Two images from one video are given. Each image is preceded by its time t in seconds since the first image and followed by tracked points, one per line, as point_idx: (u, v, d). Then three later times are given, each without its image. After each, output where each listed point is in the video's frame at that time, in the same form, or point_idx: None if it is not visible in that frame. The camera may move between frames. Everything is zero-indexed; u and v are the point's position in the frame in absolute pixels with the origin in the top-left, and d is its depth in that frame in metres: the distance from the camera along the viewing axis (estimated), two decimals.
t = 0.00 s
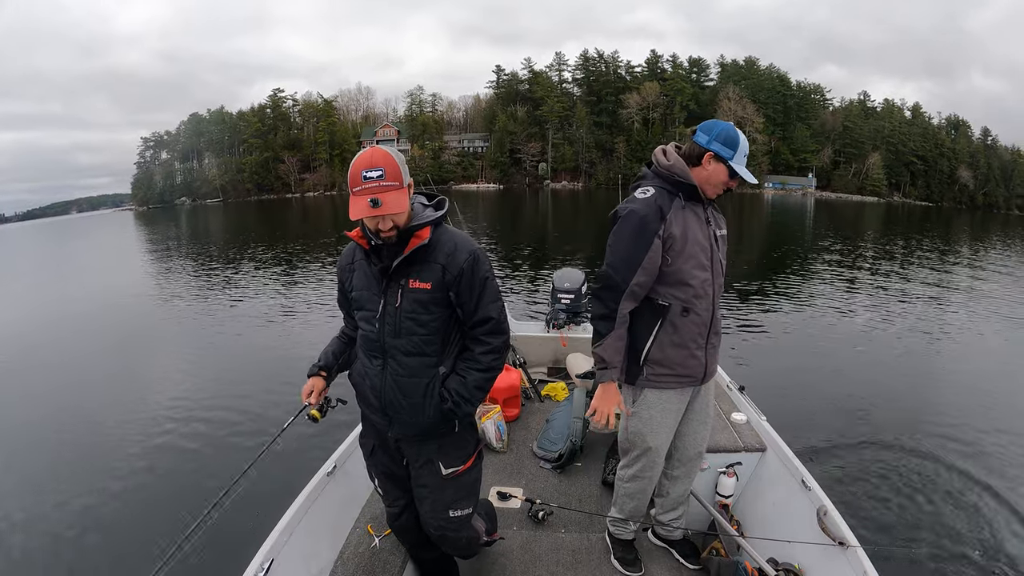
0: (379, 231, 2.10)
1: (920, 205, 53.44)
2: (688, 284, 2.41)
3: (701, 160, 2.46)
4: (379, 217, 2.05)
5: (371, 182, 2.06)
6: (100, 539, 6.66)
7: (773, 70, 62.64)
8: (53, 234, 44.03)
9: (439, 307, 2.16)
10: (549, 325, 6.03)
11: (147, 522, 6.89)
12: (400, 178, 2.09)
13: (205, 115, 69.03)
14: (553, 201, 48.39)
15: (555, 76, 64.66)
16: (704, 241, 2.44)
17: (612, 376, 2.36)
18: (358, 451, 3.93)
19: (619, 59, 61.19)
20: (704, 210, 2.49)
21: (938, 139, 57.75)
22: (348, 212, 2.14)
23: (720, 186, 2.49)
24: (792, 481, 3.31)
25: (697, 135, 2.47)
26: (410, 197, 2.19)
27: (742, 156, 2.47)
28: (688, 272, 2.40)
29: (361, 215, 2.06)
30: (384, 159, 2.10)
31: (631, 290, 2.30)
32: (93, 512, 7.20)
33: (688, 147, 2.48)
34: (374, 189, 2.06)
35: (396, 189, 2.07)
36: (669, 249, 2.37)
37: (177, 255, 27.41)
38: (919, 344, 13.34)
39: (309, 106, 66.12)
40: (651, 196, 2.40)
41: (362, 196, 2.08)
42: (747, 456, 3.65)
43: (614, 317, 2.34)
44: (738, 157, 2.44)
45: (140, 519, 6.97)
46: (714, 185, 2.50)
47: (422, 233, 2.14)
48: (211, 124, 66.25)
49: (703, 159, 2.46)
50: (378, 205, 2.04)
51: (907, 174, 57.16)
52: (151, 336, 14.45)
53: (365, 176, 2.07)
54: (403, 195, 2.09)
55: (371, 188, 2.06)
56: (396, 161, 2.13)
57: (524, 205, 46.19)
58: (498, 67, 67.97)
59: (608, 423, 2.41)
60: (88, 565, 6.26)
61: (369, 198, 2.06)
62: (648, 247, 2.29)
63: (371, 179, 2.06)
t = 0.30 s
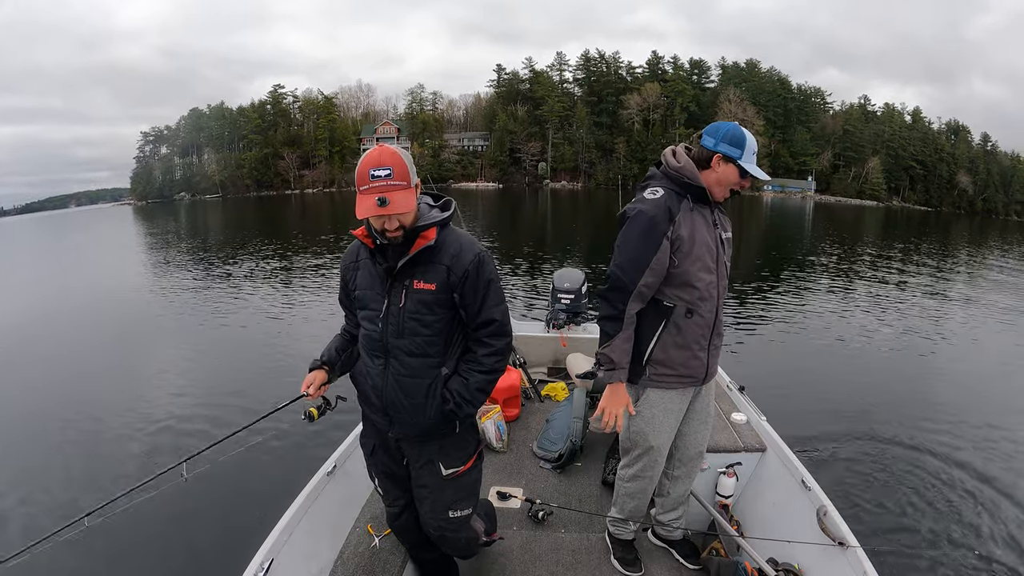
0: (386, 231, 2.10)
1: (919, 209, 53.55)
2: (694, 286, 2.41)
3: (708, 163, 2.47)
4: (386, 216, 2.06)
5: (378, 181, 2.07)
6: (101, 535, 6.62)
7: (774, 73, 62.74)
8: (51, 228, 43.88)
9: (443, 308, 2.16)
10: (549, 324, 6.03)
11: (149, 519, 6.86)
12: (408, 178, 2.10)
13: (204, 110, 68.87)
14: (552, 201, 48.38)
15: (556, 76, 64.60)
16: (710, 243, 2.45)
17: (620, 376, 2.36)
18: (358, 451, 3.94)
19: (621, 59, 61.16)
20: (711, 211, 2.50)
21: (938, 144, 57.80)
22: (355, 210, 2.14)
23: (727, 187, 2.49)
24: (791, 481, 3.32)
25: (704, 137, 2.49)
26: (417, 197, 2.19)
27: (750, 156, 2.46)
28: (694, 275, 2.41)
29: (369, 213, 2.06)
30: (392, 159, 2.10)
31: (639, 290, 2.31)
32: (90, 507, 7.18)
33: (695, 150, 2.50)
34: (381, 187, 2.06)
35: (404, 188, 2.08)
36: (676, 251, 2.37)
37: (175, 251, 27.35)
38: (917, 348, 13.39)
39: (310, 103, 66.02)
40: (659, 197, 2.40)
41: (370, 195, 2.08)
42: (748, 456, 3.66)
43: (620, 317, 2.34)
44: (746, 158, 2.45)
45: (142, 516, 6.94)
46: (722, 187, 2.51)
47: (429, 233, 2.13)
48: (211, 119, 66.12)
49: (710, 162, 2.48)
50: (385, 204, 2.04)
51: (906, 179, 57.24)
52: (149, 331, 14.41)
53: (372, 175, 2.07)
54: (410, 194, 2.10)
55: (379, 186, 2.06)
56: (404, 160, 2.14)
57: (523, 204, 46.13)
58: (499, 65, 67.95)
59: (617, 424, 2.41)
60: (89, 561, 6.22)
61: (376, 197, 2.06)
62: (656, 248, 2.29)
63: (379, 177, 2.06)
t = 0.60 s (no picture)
0: (386, 229, 2.10)
1: (918, 209, 53.57)
2: (686, 286, 2.41)
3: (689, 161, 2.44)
4: (388, 213, 2.05)
5: (380, 179, 2.06)
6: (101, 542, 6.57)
7: (773, 74, 62.82)
8: (51, 230, 43.86)
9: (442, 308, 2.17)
10: (549, 324, 6.03)
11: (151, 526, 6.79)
12: (409, 176, 2.10)
13: (204, 112, 68.88)
14: (552, 202, 48.36)
15: (555, 77, 64.64)
16: (706, 245, 2.43)
17: (605, 360, 2.44)
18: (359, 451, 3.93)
19: (619, 60, 61.17)
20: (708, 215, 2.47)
21: (937, 143, 57.80)
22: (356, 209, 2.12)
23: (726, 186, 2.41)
24: (791, 481, 3.32)
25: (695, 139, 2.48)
26: (417, 196, 2.19)
27: (726, 147, 2.32)
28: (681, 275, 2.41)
29: (369, 211, 2.06)
30: (394, 158, 2.11)
31: (621, 283, 2.38)
32: (91, 510, 7.17)
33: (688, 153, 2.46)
34: (383, 186, 2.06)
35: (405, 187, 2.08)
36: (664, 250, 2.39)
37: (175, 253, 27.36)
38: (917, 347, 13.38)
39: (308, 104, 66.05)
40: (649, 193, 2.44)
41: (371, 193, 2.08)
42: (747, 456, 3.66)
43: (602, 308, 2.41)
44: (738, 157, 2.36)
45: (142, 520, 6.89)
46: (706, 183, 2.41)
47: (427, 232, 2.13)
48: (210, 121, 66.13)
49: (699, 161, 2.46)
50: (387, 202, 2.05)
51: (905, 178, 57.28)
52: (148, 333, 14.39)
53: (375, 173, 2.07)
54: (412, 193, 2.10)
55: (380, 184, 2.06)
56: (405, 160, 2.14)
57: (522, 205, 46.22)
58: (497, 67, 68.02)
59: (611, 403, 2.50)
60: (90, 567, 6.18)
61: (378, 194, 2.06)
62: (641, 245, 2.33)
63: (380, 175, 2.06)
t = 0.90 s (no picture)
0: (381, 229, 2.10)
1: (917, 206, 53.62)
2: (662, 294, 2.47)
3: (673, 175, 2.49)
4: (383, 213, 2.05)
5: (374, 180, 2.06)
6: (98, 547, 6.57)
7: (770, 73, 62.91)
8: (50, 236, 43.86)
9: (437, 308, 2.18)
10: (549, 324, 6.04)
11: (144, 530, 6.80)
12: (403, 177, 2.09)
13: (202, 117, 68.96)
14: (551, 203, 48.38)
15: (553, 78, 64.72)
16: (686, 257, 2.43)
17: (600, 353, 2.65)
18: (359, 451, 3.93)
19: (617, 60, 61.23)
20: (696, 230, 2.45)
21: (935, 140, 57.79)
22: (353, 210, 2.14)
23: (709, 200, 2.37)
24: (792, 481, 3.31)
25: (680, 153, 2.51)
26: (412, 196, 2.18)
27: (702, 158, 2.33)
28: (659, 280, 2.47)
29: (365, 211, 2.06)
30: (387, 157, 2.10)
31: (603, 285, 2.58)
32: (92, 514, 7.17)
33: (672, 168, 2.50)
34: (378, 186, 2.05)
35: (399, 187, 2.07)
36: (643, 259, 2.48)
37: (174, 257, 27.40)
38: (918, 344, 13.36)
39: (306, 107, 66.15)
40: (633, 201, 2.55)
41: (366, 194, 2.08)
42: (747, 456, 3.65)
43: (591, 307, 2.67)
44: (717, 170, 2.34)
45: (140, 526, 6.87)
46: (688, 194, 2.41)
47: (423, 232, 2.13)
48: (208, 126, 66.18)
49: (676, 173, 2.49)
50: (381, 202, 2.04)
51: (904, 176, 57.33)
52: (149, 337, 14.40)
53: (369, 174, 2.07)
54: (406, 193, 2.09)
55: (375, 185, 2.06)
56: (399, 159, 2.13)
57: (521, 207, 46.31)
58: (494, 68, 68.08)
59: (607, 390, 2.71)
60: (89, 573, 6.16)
61: (373, 195, 2.05)
62: (618, 252, 2.51)
63: (375, 176, 2.06)
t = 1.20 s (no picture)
0: (379, 230, 2.10)
1: (916, 206, 53.62)
2: (656, 321, 2.50)
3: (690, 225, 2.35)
4: (381, 215, 2.05)
5: (371, 181, 2.06)
6: (90, 550, 6.51)
7: (769, 72, 62.93)
8: (49, 237, 43.79)
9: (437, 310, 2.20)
10: (549, 325, 6.04)
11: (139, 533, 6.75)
12: (400, 177, 2.09)
13: (202, 117, 68.88)
14: (549, 203, 48.36)
15: (552, 77, 64.69)
16: (685, 298, 2.43)
17: (606, 378, 2.53)
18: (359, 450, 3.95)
19: (616, 60, 61.20)
20: (701, 274, 2.40)
21: (934, 140, 57.76)
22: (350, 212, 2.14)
23: (721, 260, 2.30)
24: (791, 481, 3.32)
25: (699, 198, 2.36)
26: (409, 196, 2.18)
27: (725, 225, 2.22)
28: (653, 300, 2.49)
29: (362, 212, 2.06)
30: (384, 159, 2.10)
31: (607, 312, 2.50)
32: (91, 514, 7.19)
33: (688, 213, 2.38)
34: (375, 187, 2.05)
35: (396, 188, 2.07)
36: (648, 293, 2.44)
37: (173, 257, 27.39)
38: (917, 344, 13.36)
39: (305, 107, 66.15)
40: (641, 233, 2.43)
41: (363, 195, 2.07)
42: (748, 456, 3.62)
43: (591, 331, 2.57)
44: (735, 236, 2.23)
45: (135, 528, 6.84)
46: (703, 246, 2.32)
47: (421, 232, 2.13)
48: (207, 126, 66.13)
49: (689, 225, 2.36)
50: (379, 203, 2.04)
51: (903, 175, 57.30)
52: (147, 338, 14.37)
53: (365, 175, 2.07)
54: (403, 193, 2.09)
55: (372, 186, 2.05)
56: (395, 160, 2.13)
57: (521, 206, 46.32)
58: (494, 68, 68.10)
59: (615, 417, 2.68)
60: None
61: (370, 196, 2.05)
62: (627, 289, 2.40)
63: (372, 177, 2.06)
